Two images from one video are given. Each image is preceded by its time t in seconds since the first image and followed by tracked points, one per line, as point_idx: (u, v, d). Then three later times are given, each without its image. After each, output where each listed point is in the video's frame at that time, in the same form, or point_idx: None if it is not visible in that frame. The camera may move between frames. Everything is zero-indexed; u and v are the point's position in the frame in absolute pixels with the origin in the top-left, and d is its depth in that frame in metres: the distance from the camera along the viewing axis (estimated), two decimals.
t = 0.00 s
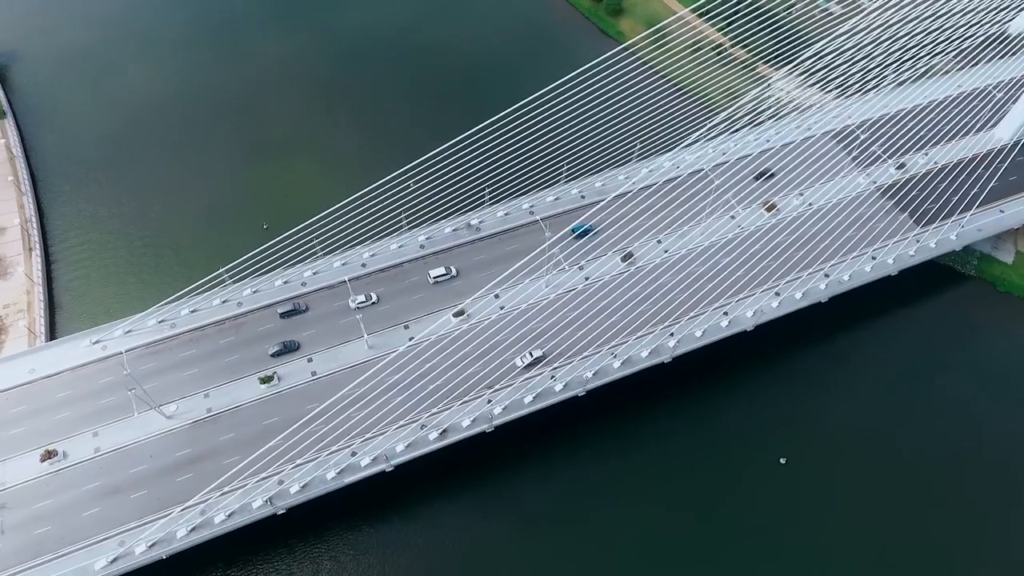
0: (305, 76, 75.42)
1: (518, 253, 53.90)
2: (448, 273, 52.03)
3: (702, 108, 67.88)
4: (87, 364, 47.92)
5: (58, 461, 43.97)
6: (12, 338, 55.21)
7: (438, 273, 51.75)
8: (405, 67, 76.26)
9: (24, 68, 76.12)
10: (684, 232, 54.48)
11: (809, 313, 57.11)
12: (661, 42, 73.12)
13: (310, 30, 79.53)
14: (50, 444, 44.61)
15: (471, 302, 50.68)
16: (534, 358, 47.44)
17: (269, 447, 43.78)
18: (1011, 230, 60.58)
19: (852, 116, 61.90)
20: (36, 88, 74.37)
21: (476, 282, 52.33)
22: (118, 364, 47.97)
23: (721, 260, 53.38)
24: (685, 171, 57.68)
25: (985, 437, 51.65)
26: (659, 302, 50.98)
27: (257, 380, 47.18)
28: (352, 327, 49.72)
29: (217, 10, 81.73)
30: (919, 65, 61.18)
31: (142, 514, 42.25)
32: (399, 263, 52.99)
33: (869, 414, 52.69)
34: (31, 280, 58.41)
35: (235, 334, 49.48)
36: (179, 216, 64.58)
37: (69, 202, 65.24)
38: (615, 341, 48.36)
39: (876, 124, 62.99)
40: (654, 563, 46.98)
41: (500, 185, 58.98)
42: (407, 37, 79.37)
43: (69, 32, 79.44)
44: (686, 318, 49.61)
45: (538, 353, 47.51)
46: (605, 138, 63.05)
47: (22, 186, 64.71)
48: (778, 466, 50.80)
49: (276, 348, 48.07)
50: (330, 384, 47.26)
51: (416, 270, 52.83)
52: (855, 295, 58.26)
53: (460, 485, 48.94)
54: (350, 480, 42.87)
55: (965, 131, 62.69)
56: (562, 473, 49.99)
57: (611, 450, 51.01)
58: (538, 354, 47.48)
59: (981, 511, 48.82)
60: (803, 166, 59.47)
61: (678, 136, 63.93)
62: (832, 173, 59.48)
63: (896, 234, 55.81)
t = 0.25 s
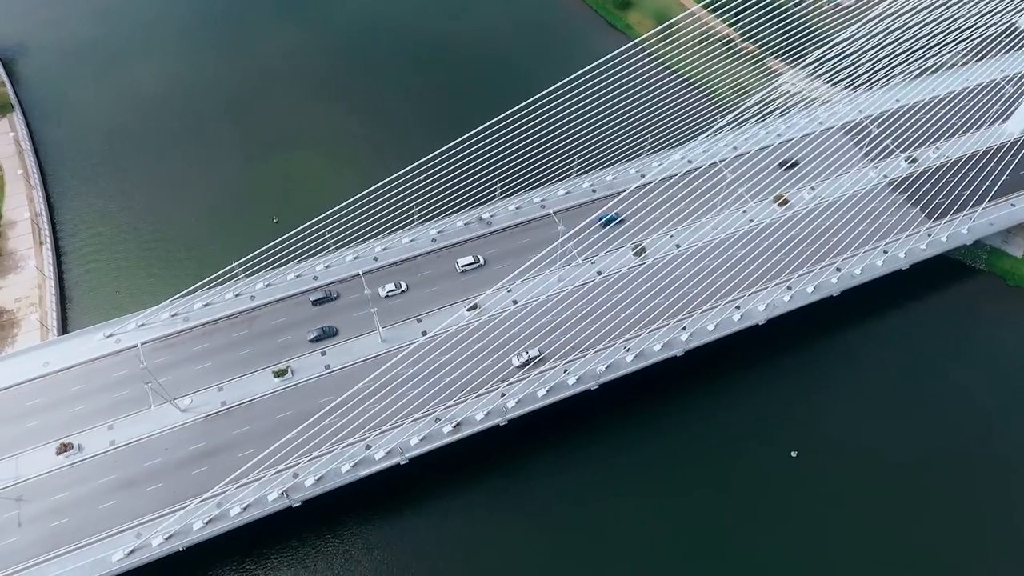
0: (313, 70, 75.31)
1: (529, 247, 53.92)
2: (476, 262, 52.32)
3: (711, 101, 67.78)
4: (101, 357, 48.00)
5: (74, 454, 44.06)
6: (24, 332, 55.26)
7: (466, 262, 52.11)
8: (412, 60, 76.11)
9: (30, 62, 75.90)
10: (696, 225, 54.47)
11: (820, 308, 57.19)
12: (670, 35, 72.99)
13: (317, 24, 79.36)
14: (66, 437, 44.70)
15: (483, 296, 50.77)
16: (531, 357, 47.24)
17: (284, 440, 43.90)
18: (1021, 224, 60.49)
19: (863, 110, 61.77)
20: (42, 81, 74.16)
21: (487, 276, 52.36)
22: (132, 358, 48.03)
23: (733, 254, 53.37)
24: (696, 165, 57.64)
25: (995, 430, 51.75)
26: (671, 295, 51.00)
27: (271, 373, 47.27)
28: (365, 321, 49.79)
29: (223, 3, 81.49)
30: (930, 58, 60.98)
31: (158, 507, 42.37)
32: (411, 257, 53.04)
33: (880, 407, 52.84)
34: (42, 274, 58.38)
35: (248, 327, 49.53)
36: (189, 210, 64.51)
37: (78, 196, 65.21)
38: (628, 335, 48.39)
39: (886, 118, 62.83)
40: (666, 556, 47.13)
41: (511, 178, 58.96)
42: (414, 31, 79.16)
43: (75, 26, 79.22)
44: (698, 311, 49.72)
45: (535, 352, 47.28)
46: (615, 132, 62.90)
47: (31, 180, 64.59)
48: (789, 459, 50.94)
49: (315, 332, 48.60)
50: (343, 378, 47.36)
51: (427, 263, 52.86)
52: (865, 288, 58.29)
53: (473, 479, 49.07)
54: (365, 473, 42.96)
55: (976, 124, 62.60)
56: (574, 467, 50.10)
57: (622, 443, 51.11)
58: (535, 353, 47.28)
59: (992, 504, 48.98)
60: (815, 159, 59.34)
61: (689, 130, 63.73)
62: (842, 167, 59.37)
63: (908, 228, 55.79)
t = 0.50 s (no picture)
0: (321, 62, 75.10)
1: (542, 241, 53.97)
2: (506, 250, 52.77)
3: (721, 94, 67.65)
4: (116, 351, 48.14)
5: (91, 446, 44.27)
6: (37, 325, 55.32)
7: (496, 250, 52.51)
8: (420, 53, 75.91)
9: (37, 55, 75.67)
10: (708, 218, 54.47)
11: (830, 301, 57.30)
12: (679, 28, 72.80)
13: (324, 16, 79.06)
14: (82, 430, 44.87)
15: (497, 290, 50.89)
16: (527, 357, 47.08)
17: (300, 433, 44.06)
18: None
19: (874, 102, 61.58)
20: (50, 75, 73.96)
21: (500, 270, 52.39)
22: (147, 351, 48.15)
23: (745, 247, 53.33)
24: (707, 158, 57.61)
25: (1007, 423, 51.93)
26: (684, 289, 51.03)
27: (285, 367, 47.39)
28: (379, 314, 49.89)
29: None
30: (942, 51, 60.73)
31: (175, 499, 42.58)
32: (424, 250, 53.09)
33: (891, 400, 52.99)
34: (54, 268, 58.42)
35: (262, 321, 49.65)
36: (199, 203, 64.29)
37: (88, 189, 65.10)
38: (641, 328, 48.44)
39: (898, 110, 62.62)
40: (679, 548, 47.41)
41: (523, 172, 58.91)
42: (421, 23, 78.86)
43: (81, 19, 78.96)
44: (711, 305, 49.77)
45: (531, 353, 47.04)
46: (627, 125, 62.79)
47: (41, 173, 64.53)
48: (801, 452, 51.12)
49: (356, 318, 49.04)
50: (358, 371, 47.47)
51: (440, 257, 52.92)
52: (876, 282, 58.35)
53: (487, 471, 49.25)
54: (381, 465, 43.12)
55: (987, 117, 62.47)
56: (587, 460, 50.26)
57: (635, 436, 51.26)
58: (531, 353, 47.04)
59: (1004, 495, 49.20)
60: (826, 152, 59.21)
61: (701, 123, 63.49)
62: (854, 160, 59.26)
63: (920, 222, 55.80)
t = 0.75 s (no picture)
0: (329, 55, 74.93)
1: (553, 235, 53.97)
2: (533, 239, 53.03)
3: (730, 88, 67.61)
4: (130, 344, 48.23)
5: (106, 439, 44.39)
6: (49, 319, 55.38)
7: (522, 239, 52.80)
8: (427, 46, 75.75)
9: (43, 48, 75.38)
10: (719, 211, 54.48)
11: (841, 296, 57.37)
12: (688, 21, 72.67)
13: (331, 9, 78.87)
14: (97, 423, 45.01)
15: (509, 284, 51.12)
16: (524, 357, 46.69)
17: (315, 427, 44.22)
18: None
19: (885, 96, 61.39)
20: (57, 68, 73.72)
21: (512, 264, 52.39)
22: (161, 345, 48.30)
23: (756, 241, 53.32)
24: (718, 152, 57.60)
25: (1017, 416, 52.09)
26: (695, 283, 51.07)
27: (299, 360, 47.50)
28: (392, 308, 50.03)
29: None
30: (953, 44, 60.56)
31: (191, 492, 42.73)
32: (436, 244, 53.13)
33: (903, 393, 53.09)
34: (65, 261, 58.39)
35: (274, 314, 49.72)
36: (209, 197, 64.08)
37: (98, 184, 65.01)
38: (654, 322, 48.51)
39: (908, 104, 62.43)
40: (691, 541, 47.50)
41: (533, 165, 58.83)
42: (428, 16, 78.58)
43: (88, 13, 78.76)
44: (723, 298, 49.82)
45: (528, 352, 46.64)
46: (637, 119, 62.66)
47: (51, 167, 64.39)
48: (812, 445, 51.27)
49: (394, 304, 49.58)
50: (371, 365, 47.58)
51: (453, 250, 53.01)
52: (886, 275, 58.39)
53: (499, 464, 49.48)
54: (396, 458, 43.25)
55: (996, 111, 62.38)
56: (599, 453, 50.38)
57: (646, 429, 51.39)
58: (528, 353, 46.64)
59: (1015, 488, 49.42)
60: (837, 146, 59.19)
61: (711, 118, 63.31)
62: (864, 154, 59.17)
63: (931, 216, 55.83)
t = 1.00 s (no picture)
0: (337, 48, 74.77)
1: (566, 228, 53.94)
2: (563, 227, 53.46)
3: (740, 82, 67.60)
4: (145, 337, 48.38)
5: (122, 432, 44.55)
6: (62, 312, 55.45)
7: (553, 227, 53.16)
8: (436, 40, 75.64)
9: (50, 41, 75.20)
10: (731, 205, 54.54)
11: (853, 289, 57.17)
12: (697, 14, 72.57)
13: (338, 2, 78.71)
14: (113, 416, 45.19)
15: (522, 277, 51.25)
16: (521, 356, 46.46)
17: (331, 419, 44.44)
18: None
19: (896, 90, 61.33)
20: (64, 62, 73.51)
21: (525, 257, 52.33)
22: (175, 338, 48.40)
23: (769, 234, 53.28)
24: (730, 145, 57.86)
25: None
26: (708, 276, 51.14)
27: (313, 353, 47.62)
28: (405, 301, 50.04)
29: None
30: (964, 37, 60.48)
31: (208, 484, 42.94)
32: (449, 238, 53.16)
33: (916, 385, 52.95)
34: (76, 254, 58.33)
35: (288, 308, 49.77)
36: (219, 190, 63.87)
37: (108, 177, 64.94)
38: (667, 315, 48.58)
39: (919, 98, 62.37)
40: (705, 534, 47.05)
41: (545, 159, 58.78)
42: (436, 9, 78.44)
43: (95, 7, 78.64)
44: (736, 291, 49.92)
45: (523, 352, 46.39)
46: (648, 113, 62.52)
47: (60, 160, 64.29)
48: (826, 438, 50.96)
49: (433, 289, 49.98)
50: (386, 358, 47.70)
51: (465, 243, 52.99)
52: (899, 268, 58.29)
53: (512, 457, 49.40)
54: (411, 451, 43.41)
55: (1007, 105, 62.35)
56: (612, 446, 50.22)
57: (659, 422, 51.28)
58: (523, 353, 46.40)
59: None
60: (848, 140, 59.20)
61: (722, 111, 63.07)
62: (876, 148, 59.16)
63: (942, 209, 55.87)
